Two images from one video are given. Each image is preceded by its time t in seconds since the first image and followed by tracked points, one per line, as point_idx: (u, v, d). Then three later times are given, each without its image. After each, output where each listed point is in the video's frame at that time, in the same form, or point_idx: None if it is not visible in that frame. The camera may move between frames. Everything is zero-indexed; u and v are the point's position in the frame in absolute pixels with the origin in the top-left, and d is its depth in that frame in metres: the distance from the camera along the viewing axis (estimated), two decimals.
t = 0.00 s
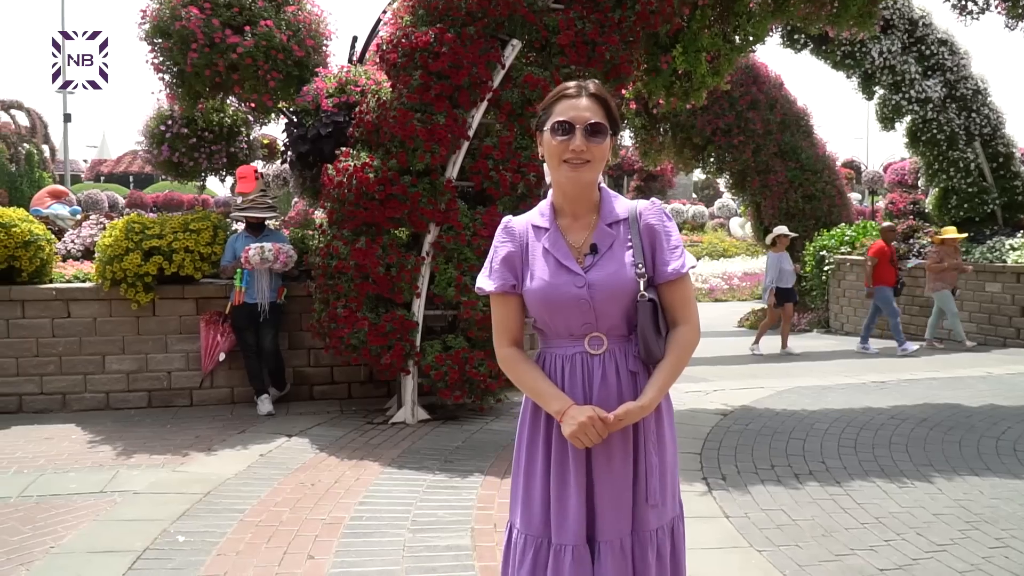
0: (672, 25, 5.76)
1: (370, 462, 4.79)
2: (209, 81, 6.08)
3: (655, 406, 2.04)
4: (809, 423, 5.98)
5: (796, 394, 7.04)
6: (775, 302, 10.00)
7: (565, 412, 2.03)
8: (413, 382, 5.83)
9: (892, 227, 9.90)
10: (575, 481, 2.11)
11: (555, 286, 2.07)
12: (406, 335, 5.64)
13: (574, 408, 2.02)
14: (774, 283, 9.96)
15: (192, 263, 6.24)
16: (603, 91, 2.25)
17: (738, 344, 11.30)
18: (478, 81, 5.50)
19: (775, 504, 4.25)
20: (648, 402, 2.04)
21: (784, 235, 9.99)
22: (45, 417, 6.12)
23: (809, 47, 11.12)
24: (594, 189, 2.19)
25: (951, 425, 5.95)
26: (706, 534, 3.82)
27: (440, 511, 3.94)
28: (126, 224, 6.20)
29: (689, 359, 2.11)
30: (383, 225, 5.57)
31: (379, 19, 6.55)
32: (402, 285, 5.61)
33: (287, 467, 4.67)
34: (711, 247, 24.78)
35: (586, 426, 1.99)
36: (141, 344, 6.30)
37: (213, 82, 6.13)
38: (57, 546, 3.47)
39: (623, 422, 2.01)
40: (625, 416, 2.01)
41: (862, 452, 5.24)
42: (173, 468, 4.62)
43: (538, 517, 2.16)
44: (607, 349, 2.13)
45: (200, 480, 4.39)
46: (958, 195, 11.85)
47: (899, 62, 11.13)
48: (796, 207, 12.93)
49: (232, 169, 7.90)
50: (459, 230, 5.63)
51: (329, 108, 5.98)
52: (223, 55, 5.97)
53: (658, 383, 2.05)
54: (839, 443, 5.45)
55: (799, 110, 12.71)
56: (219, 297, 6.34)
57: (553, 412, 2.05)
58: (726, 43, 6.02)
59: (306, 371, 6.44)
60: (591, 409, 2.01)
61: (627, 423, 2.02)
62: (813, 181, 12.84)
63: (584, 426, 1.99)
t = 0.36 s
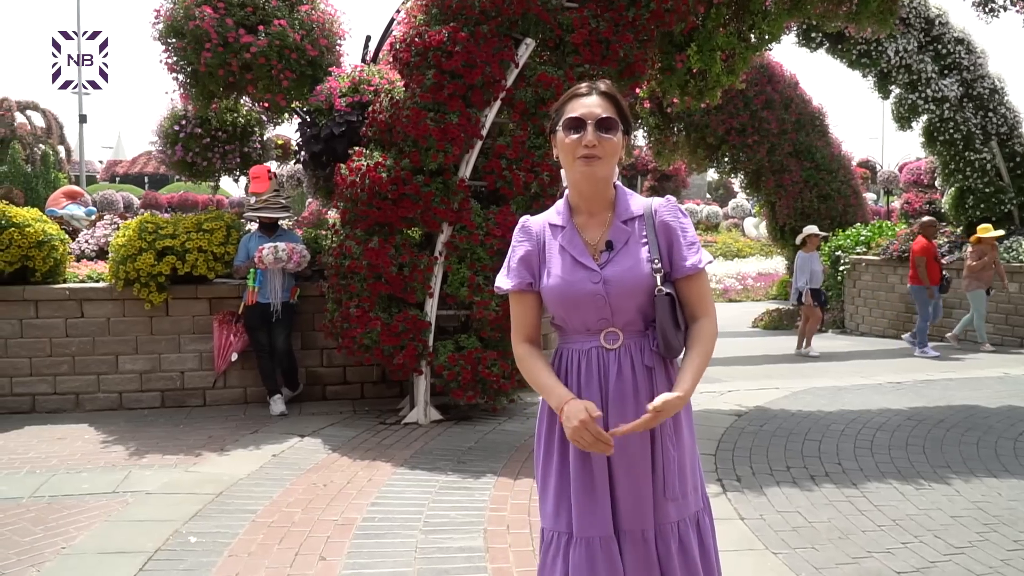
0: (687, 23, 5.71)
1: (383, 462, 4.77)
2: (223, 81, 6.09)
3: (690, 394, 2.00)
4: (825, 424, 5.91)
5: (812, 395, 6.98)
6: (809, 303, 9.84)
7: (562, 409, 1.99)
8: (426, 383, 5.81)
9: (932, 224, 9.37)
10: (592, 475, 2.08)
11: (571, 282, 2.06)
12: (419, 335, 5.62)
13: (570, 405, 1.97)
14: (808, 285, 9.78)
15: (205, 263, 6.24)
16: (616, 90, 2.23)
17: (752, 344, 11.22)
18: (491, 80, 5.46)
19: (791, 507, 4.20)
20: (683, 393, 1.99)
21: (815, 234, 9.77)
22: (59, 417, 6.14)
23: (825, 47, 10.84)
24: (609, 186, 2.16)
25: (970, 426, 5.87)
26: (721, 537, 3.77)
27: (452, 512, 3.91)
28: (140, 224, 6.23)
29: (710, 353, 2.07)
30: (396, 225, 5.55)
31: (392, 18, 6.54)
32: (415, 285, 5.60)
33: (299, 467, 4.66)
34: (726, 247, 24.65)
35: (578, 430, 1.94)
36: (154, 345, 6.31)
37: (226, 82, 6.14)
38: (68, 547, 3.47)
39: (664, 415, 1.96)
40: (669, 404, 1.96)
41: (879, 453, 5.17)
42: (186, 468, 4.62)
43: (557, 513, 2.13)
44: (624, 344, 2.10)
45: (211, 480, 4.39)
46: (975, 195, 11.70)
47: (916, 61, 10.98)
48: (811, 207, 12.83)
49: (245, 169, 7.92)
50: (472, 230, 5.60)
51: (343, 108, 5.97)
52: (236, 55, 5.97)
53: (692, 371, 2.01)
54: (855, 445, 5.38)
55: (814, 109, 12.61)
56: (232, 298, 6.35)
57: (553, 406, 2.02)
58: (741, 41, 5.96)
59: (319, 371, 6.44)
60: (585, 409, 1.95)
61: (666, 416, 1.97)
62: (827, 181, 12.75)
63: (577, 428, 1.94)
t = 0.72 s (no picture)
0: (689, 23, 5.68)
1: (384, 464, 4.74)
2: (224, 81, 6.07)
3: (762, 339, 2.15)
4: (828, 426, 5.88)
5: (814, 396, 6.95)
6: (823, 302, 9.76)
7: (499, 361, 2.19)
8: (427, 384, 5.78)
9: (964, 229, 9.24)
10: (584, 473, 2.05)
11: (566, 279, 2.06)
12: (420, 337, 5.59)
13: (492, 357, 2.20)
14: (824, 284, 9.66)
15: (206, 264, 6.22)
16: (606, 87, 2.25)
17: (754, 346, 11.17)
18: (493, 80, 5.43)
19: (795, 510, 4.17)
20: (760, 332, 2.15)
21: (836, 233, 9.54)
22: (58, 418, 6.12)
23: (828, 48, 10.75)
24: (600, 182, 2.18)
25: (973, 428, 5.84)
26: (725, 541, 3.74)
27: (454, 515, 3.89)
28: (140, 225, 6.21)
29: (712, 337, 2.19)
30: (397, 226, 5.53)
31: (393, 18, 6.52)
32: (416, 286, 5.57)
33: (299, 469, 4.64)
34: (727, 248, 24.58)
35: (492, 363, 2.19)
36: (154, 346, 6.29)
37: (227, 83, 6.12)
38: (67, 550, 3.44)
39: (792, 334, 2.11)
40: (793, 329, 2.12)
41: (882, 456, 5.14)
42: (186, 471, 4.59)
43: (548, 509, 2.10)
44: (618, 343, 2.09)
45: (212, 483, 4.36)
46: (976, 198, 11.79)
47: (918, 62, 10.93)
48: (813, 208, 12.79)
49: (246, 170, 7.90)
50: (473, 231, 5.58)
51: (344, 108, 5.95)
52: (237, 55, 5.95)
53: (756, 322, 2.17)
54: (858, 447, 5.36)
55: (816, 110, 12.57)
56: (234, 298, 6.33)
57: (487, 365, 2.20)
58: (744, 41, 5.92)
59: (319, 373, 6.42)
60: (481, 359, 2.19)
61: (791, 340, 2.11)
62: (829, 182, 12.71)
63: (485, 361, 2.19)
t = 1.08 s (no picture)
0: (692, 23, 5.67)
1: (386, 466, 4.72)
2: (225, 81, 6.05)
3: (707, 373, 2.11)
4: (831, 428, 5.86)
5: (817, 398, 6.93)
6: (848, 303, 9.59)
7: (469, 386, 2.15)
8: (429, 386, 5.77)
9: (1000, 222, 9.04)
10: (550, 471, 2.04)
11: (537, 282, 2.05)
12: (422, 338, 5.57)
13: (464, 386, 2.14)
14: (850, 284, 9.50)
15: (206, 265, 6.20)
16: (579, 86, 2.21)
17: (754, 347, 11.16)
18: (495, 80, 5.41)
19: (800, 512, 4.15)
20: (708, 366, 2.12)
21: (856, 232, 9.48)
22: (59, 419, 6.09)
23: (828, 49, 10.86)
24: (572, 184, 2.16)
25: (977, 430, 5.82)
26: (730, 543, 3.72)
27: (457, 517, 3.86)
28: (141, 225, 6.19)
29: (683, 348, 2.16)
30: (399, 226, 5.50)
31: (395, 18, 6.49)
32: (418, 287, 5.56)
33: (301, 471, 4.62)
34: (727, 249, 24.54)
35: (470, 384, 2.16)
36: (155, 347, 6.27)
37: (228, 82, 6.10)
38: (68, 552, 3.42)
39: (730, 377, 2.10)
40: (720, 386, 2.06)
41: (887, 458, 5.12)
42: (187, 472, 4.57)
43: (515, 506, 2.10)
44: (589, 345, 2.08)
45: (213, 484, 4.34)
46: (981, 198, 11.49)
47: (919, 63, 10.96)
48: (813, 209, 12.78)
49: (246, 170, 7.88)
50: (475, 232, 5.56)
51: (345, 108, 5.93)
52: (238, 55, 5.94)
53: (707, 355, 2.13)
54: (862, 449, 5.34)
55: (817, 111, 12.56)
56: (234, 299, 6.30)
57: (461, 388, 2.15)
58: (747, 42, 5.90)
59: (320, 374, 6.39)
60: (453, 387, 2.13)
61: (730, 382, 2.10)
62: (830, 183, 12.69)
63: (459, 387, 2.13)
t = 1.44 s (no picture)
0: (694, 23, 5.66)
1: (388, 467, 4.71)
2: (226, 81, 6.03)
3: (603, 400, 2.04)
4: (834, 429, 5.85)
5: (819, 399, 6.92)
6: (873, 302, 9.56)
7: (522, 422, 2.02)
8: (430, 387, 5.75)
9: None
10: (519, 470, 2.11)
11: (505, 284, 2.06)
12: (424, 338, 5.56)
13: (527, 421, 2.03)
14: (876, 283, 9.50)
15: (208, 265, 6.17)
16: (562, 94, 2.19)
17: (755, 347, 11.15)
18: (498, 80, 5.39)
19: (805, 514, 4.13)
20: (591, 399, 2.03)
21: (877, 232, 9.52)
22: (61, 420, 6.08)
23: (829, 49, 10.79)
24: (548, 190, 2.15)
25: (980, 431, 5.81)
26: (736, 545, 3.70)
27: (461, 519, 3.85)
28: (142, 226, 6.18)
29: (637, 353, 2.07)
30: (400, 226, 5.49)
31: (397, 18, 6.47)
32: (420, 288, 5.54)
33: (303, 472, 4.60)
34: (727, 249, 24.50)
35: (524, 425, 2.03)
36: (156, 347, 6.25)
37: (229, 82, 6.08)
38: (71, 554, 3.40)
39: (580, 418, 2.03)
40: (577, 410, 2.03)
41: (891, 459, 5.11)
42: (189, 473, 4.55)
43: (488, 502, 2.18)
44: (556, 346, 2.11)
45: (216, 486, 4.32)
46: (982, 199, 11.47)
47: (921, 63, 10.93)
48: (814, 209, 12.77)
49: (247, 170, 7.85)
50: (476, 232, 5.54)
51: (346, 108, 5.91)
52: (239, 55, 5.92)
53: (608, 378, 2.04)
54: (866, 450, 5.32)
55: (817, 111, 12.53)
56: (235, 299, 6.28)
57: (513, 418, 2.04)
58: (749, 42, 5.89)
59: (322, 374, 6.38)
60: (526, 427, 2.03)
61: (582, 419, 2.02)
62: (830, 183, 12.67)
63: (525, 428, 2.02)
